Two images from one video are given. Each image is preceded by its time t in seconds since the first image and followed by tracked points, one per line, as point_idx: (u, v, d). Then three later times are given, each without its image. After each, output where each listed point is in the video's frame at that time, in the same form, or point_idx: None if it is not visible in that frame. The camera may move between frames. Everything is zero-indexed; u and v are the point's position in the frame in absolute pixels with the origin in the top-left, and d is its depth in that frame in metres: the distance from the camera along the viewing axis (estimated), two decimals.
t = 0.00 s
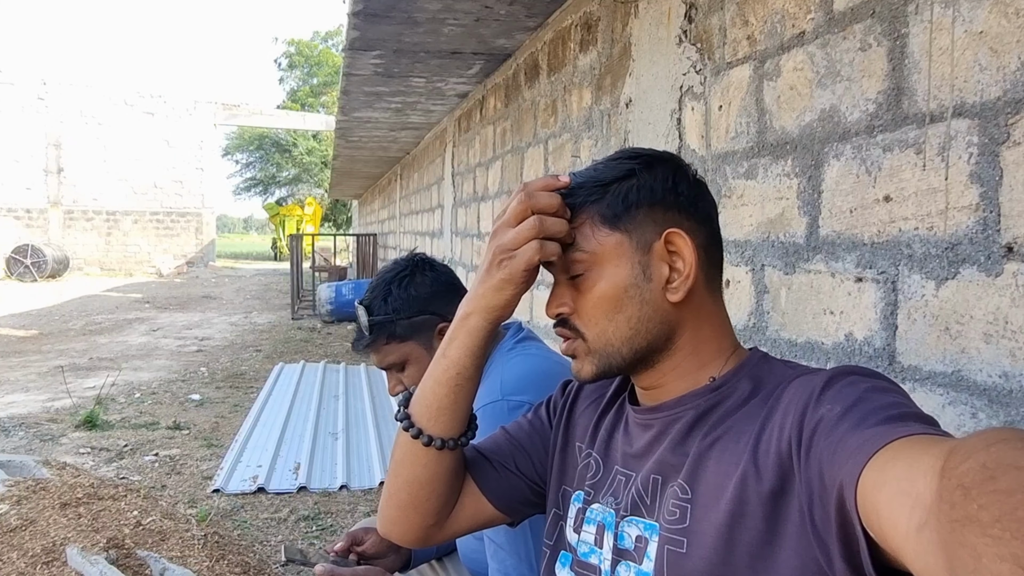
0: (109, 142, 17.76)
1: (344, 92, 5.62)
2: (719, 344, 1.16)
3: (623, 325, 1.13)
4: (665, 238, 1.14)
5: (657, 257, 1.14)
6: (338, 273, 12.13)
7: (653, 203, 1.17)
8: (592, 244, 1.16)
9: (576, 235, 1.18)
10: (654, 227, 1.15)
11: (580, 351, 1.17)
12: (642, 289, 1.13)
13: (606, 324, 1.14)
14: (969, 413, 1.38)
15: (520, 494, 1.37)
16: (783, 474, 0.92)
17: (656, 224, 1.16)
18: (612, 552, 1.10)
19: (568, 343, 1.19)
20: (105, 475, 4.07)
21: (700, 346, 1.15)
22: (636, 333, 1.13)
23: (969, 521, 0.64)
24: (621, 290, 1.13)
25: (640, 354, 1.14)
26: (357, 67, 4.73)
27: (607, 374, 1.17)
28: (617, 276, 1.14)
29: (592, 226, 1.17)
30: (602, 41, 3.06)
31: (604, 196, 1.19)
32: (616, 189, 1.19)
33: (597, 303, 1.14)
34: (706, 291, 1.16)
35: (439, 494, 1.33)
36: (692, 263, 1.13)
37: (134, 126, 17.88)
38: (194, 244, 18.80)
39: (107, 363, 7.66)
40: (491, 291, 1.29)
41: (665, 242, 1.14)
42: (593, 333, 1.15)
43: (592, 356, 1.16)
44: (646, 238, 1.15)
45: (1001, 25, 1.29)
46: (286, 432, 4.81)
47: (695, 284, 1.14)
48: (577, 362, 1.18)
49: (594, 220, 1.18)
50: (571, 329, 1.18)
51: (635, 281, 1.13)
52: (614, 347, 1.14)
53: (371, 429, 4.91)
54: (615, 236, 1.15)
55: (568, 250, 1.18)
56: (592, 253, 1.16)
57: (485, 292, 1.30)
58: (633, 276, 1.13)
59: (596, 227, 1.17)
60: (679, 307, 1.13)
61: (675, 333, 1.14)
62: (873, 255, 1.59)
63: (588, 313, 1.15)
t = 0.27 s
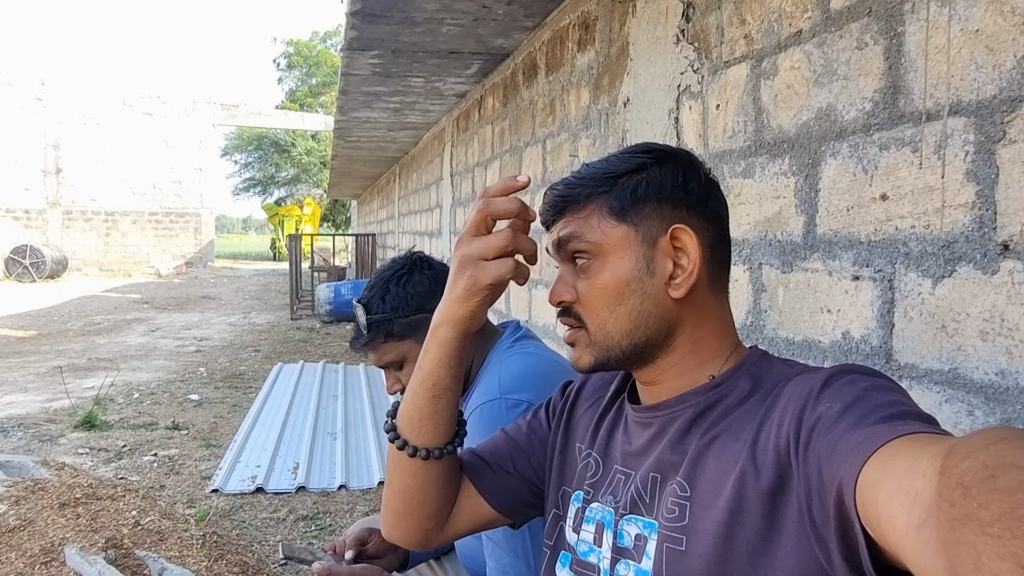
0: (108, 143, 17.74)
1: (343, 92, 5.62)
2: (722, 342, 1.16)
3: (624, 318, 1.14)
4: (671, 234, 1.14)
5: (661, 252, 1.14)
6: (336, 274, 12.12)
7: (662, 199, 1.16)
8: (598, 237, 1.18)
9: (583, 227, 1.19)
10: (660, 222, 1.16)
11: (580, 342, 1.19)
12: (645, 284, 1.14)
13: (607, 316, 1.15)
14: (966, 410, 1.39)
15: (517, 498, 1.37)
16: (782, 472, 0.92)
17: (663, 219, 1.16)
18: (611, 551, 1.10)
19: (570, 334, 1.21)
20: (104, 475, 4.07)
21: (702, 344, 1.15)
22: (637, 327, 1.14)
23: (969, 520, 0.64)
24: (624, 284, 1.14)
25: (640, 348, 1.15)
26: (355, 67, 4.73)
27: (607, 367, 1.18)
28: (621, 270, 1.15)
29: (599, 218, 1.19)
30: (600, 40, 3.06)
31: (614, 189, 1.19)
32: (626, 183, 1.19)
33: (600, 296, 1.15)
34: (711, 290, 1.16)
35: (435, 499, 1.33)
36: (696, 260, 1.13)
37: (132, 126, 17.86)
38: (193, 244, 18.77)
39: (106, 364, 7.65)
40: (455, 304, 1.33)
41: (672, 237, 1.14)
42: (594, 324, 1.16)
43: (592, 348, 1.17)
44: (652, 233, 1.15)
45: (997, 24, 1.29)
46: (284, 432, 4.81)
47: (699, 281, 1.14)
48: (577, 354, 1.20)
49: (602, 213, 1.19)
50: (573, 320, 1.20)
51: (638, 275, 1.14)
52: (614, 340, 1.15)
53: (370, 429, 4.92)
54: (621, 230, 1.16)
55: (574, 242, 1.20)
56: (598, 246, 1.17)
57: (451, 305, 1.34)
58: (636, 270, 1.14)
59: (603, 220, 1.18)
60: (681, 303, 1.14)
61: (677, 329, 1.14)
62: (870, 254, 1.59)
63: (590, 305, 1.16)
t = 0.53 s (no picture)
0: (106, 144, 17.72)
1: (341, 93, 5.62)
2: (726, 350, 1.15)
3: (619, 311, 1.16)
4: (675, 236, 1.14)
5: (664, 252, 1.15)
6: (335, 274, 12.12)
7: (675, 201, 1.16)
8: (606, 230, 1.20)
9: (595, 219, 1.22)
10: (668, 224, 1.16)
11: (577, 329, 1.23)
12: (642, 281, 1.15)
13: (602, 307, 1.18)
14: (964, 414, 1.39)
15: (504, 499, 1.44)
16: (783, 480, 0.92)
17: (669, 220, 1.16)
18: (611, 557, 1.10)
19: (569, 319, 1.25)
20: (104, 477, 4.07)
21: (700, 349, 1.14)
22: (630, 321, 1.16)
23: (973, 532, 0.64)
24: (622, 278, 1.16)
25: (633, 343, 1.17)
26: (353, 68, 4.73)
27: (601, 355, 1.21)
28: (621, 264, 1.17)
29: (611, 212, 1.21)
30: (598, 42, 3.06)
31: (633, 185, 1.21)
32: (645, 181, 1.20)
33: (598, 287, 1.18)
34: (715, 298, 1.15)
35: (414, 496, 1.42)
36: (697, 265, 1.12)
37: (130, 127, 17.85)
38: (192, 245, 18.71)
39: (105, 365, 7.65)
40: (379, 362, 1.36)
41: (673, 239, 1.14)
42: (589, 313, 1.19)
43: (585, 335, 1.20)
44: (659, 232, 1.16)
45: (995, 27, 1.29)
46: (284, 434, 4.81)
47: (699, 287, 1.13)
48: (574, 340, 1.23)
49: (614, 208, 1.21)
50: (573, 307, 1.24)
51: (637, 271, 1.16)
52: (605, 330, 1.17)
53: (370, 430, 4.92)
54: (629, 227, 1.18)
55: (585, 232, 1.23)
56: (604, 238, 1.20)
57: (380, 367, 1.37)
58: (637, 267, 1.16)
59: (614, 214, 1.20)
60: (677, 306, 1.14)
61: (672, 330, 1.15)
62: (869, 257, 1.59)
63: (588, 294, 1.20)
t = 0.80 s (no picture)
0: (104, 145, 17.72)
1: (339, 93, 5.63)
2: (716, 343, 1.17)
3: (610, 301, 1.18)
4: (669, 228, 1.15)
5: (656, 244, 1.16)
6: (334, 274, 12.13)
7: (669, 193, 1.17)
8: (600, 221, 1.21)
9: (589, 209, 1.23)
10: (661, 215, 1.17)
11: (569, 318, 1.24)
12: (634, 272, 1.16)
13: (594, 297, 1.19)
14: (956, 406, 1.40)
15: (493, 481, 1.44)
16: (769, 470, 0.93)
17: (662, 213, 1.17)
18: (600, 545, 1.11)
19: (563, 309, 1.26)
20: (103, 477, 4.08)
21: (690, 342, 1.16)
22: (621, 311, 1.17)
23: (959, 521, 0.65)
24: (615, 268, 1.18)
25: (624, 333, 1.18)
26: (350, 69, 4.74)
27: (592, 343, 1.22)
28: (614, 254, 1.18)
29: (606, 202, 1.22)
30: (593, 40, 3.08)
31: (629, 177, 1.21)
32: (641, 173, 1.21)
33: (591, 277, 1.20)
34: (707, 291, 1.16)
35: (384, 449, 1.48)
36: (688, 257, 1.13)
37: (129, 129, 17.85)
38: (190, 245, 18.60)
39: (103, 366, 7.65)
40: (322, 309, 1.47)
41: (666, 231, 1.15)
42: (581, 302, 1.21)
43: (578, 324, 1.22)
44: (652, 224, 1.17)
45: (983, 23, 1.30)
46: (283, 434, 4.82)
47: (690, 279, 1.14)
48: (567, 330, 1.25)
49: (609, 198, 1.22)
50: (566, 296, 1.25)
51: (629, 263, 1.17)
52: (597, 319, 1.19)
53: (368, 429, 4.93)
54: (623, 217, 1.19)
55: (579, 223, 1.24)
56: (597, 229, 1.21)
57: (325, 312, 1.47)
58: (629, 258, 1.17)
59: (608, 205, 1.21)
60: (667, 297, 1.15)
61: (664, 321, 1.16)
62: (861, 251, 1.60)
63: (582, 284, 1.21)
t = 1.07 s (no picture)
0: (104, 147, 17.73)
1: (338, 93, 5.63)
2: (707, 334, 1.17)
3: (599, 295, 1.18)
4: (651, 221, 1.16)
5: (639, 237, 1.17)
6: (335, 275, 12.13)
7: (651, 186, 1.18)
8: (585, 217, 1.22)
9: (575, 208, 1.24)
10: (643, 208, 1.18)
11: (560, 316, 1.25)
12: (620, 265, 1.17)
13: (582, 293, 1.19)
14: (955, 400, 1.40)
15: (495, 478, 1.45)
16: (762, 461, 0.93)
17: (644, 206, 1.18)
18: (597, 539, 1.12)
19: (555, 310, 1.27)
20: (104, 478, 4.09)
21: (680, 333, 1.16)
22: (610, 305, 1.17)
23: (943, 507, 0.66)
24: (601, 263, 1.18)
25: (614, 327, 1.18)
26: (350, 68, 4.75)
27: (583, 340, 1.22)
28: (600, 249, 1.19)
29: (590, 200, 1.23)
30: (593, 39, 3.08)
31: (611, 175, 1.23)
32: (622, 170, 1.22)
33: (577, 274, 1.20)
34: (694, 282, 1.16)
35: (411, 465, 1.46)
36: (672, 248, 1.14)
37: (128, 130, 17.85)
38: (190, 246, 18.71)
39: (105, 367, 7.66)
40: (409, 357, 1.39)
41: (646, 224, 1.17)
42: (570, 300, 1.21)
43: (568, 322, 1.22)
44: (636, 218, 1.18)
45: (982, 18, 1.31)
46: (284, 433, 4.82)
47: (676, 269, 1.15)
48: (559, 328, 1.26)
49: (593, 195, 1.23)
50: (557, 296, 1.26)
51: (615, 256, 1.17)
52: (587, 315, 1.19)
53: (369, 429, 4.93)
54: (607, 213, 1.20)
55: (566, 222, 1.25)
56: (583, 226, 1.22)
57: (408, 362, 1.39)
58: (614, 252, 1.18)
59: (592, 202, 1.22)
60: (654, 288, 1.15)
61: (652, 314, 1.16)
62: (861, 247, 1.61)
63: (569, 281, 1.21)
